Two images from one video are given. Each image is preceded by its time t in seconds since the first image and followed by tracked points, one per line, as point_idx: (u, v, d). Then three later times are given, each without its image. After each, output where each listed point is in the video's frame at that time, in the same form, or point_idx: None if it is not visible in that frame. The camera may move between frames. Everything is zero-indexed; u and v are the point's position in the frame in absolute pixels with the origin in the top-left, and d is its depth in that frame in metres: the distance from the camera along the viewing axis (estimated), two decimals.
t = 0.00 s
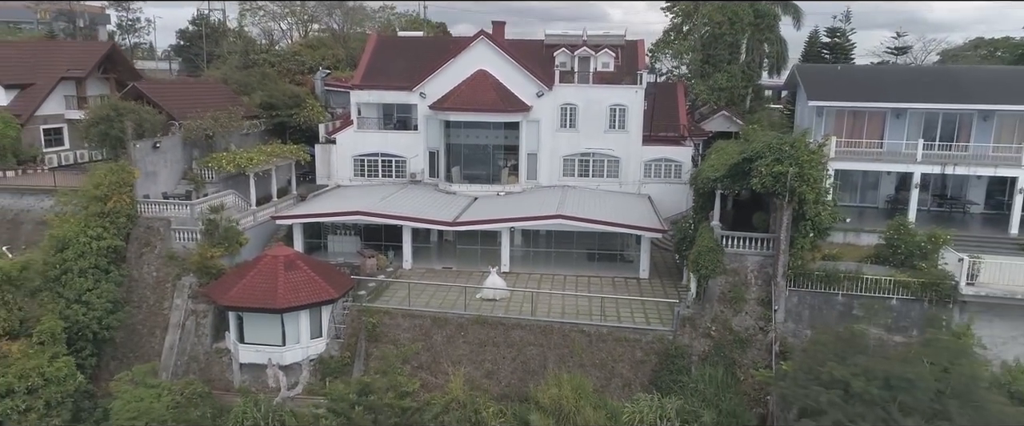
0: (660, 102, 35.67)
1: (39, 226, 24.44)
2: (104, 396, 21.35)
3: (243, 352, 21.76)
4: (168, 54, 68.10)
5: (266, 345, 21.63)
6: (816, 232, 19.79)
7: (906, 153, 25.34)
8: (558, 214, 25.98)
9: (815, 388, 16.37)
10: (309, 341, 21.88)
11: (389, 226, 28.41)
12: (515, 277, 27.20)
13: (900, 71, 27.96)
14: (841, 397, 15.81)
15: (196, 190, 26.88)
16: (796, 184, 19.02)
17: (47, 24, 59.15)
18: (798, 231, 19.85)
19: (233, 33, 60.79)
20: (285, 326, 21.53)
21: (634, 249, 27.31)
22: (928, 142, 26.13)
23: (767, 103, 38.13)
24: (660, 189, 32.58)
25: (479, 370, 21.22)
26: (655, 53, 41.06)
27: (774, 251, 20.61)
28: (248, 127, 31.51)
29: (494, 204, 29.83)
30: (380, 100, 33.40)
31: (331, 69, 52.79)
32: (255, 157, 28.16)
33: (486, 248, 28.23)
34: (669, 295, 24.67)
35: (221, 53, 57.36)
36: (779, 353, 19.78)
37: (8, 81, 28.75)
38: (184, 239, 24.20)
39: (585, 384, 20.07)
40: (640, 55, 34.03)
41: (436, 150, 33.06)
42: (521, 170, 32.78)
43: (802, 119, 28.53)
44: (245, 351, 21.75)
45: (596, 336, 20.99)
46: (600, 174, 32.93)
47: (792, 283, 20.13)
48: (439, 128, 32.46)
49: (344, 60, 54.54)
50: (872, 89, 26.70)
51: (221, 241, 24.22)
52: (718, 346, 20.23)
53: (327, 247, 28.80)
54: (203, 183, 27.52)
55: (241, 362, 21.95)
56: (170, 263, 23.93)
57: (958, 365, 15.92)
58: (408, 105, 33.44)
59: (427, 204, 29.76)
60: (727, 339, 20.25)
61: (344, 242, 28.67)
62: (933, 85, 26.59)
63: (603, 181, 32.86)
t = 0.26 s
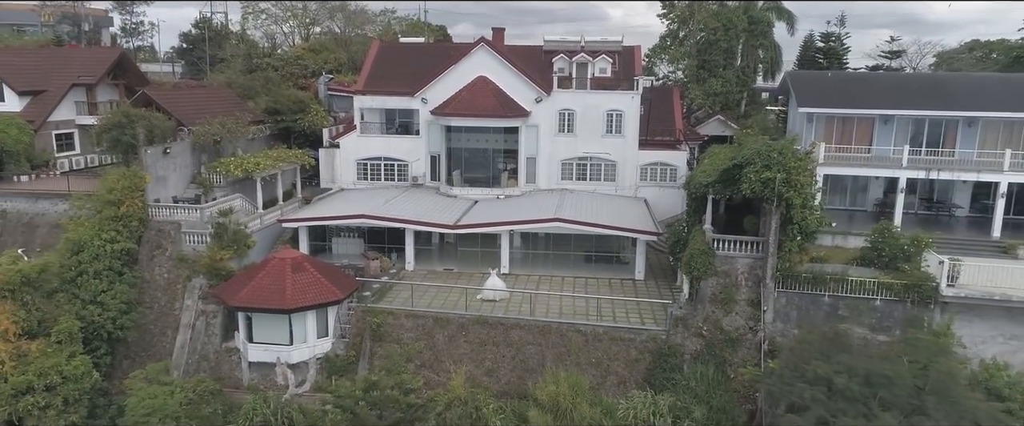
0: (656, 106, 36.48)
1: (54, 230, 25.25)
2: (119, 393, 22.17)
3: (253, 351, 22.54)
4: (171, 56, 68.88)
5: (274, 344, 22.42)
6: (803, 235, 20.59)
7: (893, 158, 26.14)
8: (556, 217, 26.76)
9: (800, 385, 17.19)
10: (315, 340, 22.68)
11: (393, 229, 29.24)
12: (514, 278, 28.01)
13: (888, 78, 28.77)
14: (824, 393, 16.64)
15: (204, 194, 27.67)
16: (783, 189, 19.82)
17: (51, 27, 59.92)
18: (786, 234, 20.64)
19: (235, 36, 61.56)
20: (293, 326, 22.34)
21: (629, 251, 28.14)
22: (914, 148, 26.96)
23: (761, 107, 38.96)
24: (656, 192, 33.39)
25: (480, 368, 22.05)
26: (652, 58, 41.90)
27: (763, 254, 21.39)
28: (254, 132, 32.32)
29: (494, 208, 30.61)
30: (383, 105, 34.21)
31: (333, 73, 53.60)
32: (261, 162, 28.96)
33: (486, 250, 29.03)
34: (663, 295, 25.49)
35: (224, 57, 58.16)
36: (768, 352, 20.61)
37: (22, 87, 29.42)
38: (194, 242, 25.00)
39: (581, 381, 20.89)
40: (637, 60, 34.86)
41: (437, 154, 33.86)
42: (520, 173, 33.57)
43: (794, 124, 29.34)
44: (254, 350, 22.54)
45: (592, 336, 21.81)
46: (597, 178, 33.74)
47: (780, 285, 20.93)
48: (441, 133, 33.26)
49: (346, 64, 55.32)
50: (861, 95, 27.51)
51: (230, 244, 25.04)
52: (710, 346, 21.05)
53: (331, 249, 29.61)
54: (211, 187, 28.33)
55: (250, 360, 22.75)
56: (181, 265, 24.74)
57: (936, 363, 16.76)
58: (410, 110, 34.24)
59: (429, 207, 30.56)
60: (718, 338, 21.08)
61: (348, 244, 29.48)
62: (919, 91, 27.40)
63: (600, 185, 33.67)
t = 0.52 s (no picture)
0: (652, 111, 37.32)
1: (67, 233, 26.07)
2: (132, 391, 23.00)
3: (261, 350, 23.32)
4: (175, 59, 69.76)
5: (281, 344, 23.22)
6: (791, 239, 21.39)
7: (881, 163, 26.96)
8: (554, 221, 27.55)
9: (786, 382, 18.01)
10: (321, 340, 23.49)
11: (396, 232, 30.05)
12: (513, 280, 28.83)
13: (876, 85, 29.61)
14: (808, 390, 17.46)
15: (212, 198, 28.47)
16: (771, 195, 20.64)
17: (55, 31, 60.80)
18: (775, 238, 21.45)
19: (237, 40, 62.36)
20: (300, 326, 23.15)
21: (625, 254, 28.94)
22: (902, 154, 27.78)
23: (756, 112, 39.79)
24: (652, 195, 34.22)
25: (480, 367, 22.87)
26: (649, 64, 42.74)
27: (753, 257, 22.20)
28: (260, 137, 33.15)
29: (494, 211, 31.42)
30: (386, 111, 35.03)
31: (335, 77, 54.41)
32: (268, 166, 29.78)
33: (486, 252, 29.81)
34: (658, 297, 26.33)
35: (228, 60, 59.00)
36: (757, 351, 21.43)
37: (35, 93, 30.24)
38: (203, 244, 25.80)
39: (577, 379, 21.72)
40: (634, 66, 35.70)
41: (438, 158, 34.68)
42: (520, 177, 34.38)
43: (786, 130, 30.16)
44: (262, 349, 23.34)
45: (588, 336, 22.63)
46: (594, 182, 34.56)
47: (769, 287, 21.75)
48: (442, 138, 34.07)
49: (348, 68, 56.14)
50: (850, 102, 28.33)
51: (238, 247, 25.85)
52: (701, 345, 21.89)
53: (335, 251, 30.44)
54: (219, 191, 29.16)
55: (258, 360, 23.56)
56: (191, 267, 25.54)
57: (915, 362, 17.56)
58: (412, 115, 35.06)
59: (431, 211, 31.35)
60: (709, 338, 21.91)
61: (352, 246, 30.31)
62: (906, 98, 28.24)
63: (597, 189, 34.50)
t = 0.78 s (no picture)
0: (648, 116, 38.17)
1: (80, 236, 26.87)
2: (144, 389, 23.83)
3: (268, 350, 24.14)
4: (178, 62, 70.57)
5: (288, 343, 24.04)
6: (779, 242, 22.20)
7: (869, 168, 27.79)
8: (551, 225, 28.31)
9: (773, 380, 18.83)
10: (327, 339, 24.31)
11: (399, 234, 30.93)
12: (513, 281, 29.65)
13: (865, 92, 30.43)
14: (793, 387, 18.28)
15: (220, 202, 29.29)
16: (760, 200, 21.46)
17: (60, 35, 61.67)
18: (764, 241, 22.27)
19: (240, 43, 63.19)
20: (306, 326, 23.97)
21: (621, 255, 29.87)
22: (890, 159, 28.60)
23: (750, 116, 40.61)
24: (648, 198, 35.05)
25: (481, 366, 23.70)
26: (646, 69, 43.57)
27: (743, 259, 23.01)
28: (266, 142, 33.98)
29: (493, 214, 32.24)
30: (388, 116, 35.86)
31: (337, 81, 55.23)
32: (273, 171, 30.60)
33: (486, 254, 30.63)
34: (652, 298, 27.16)
35: (231, 64, 59.82)
36: (747, 350, 22.26)
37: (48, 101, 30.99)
38: (212, 247, 26.61)
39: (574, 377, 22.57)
40: (630, 72, 36.55)
41: (439, 162, 35.50)
42: (519, 181, 35.20)
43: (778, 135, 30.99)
44: (269, 349, 24.15)
45: (585, 335, 23.46)
46: (592, 185, 35.40)
47: (759, 288, 22.58)
48: (443, 143, 34.90)
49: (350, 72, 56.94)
50: (839, 108, 29.15)
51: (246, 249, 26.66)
52: (693, 344, 22.71)
53: (339, 253, 31.27)
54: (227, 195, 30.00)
55: (265, 359, 24.38)
56: (200, 269, 26.33)
57: (896, 360, 18.38)
58: (414, 120, 35.90)
59: (432, 214, 32.18)
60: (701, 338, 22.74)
61: (355, 248, 31.14)
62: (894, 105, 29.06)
63: (594, 192, 35.33)
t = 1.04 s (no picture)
0: (644, 122, 39.21)
1: (95, 239, 27.88)
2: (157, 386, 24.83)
3: (277, 349, 25.14)
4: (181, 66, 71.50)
5: (296, 343, 25.04)
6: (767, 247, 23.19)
7: (856, 173, 28.79)
8: (549, 228, 29.33)
9: (758, 377, 19.83)
10: (333, 339, 25.32)
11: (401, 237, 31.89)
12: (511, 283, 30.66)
13: (853, 99, 31.41)
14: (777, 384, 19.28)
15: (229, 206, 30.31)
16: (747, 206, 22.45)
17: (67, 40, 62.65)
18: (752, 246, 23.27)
19: (245, 48, 64.17)
20: (313, 326, 24.98)
21: (618, 258, 30.81)
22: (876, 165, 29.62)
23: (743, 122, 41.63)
24: (643, 202, 36.06)
25: (481, 364, 24.71)
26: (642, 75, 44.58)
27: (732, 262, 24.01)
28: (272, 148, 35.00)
29: (493, 218, 33.24)
30: (391, 121, 36.86)
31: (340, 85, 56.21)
32: (280, 176, 31.61)
33: (486, 256, 31.63)
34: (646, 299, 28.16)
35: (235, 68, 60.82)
36: (735, 349, 23.26)
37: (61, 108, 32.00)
38: (222, 250, 27.60)
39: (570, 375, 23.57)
40: (627, 79, 37.54)
41: (441, 167, 36.50)
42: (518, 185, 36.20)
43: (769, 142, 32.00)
44: (278, 348, 25.16)
45: (581, 335, 24.46)
46: (589, 189, 36.42)
47: (747, 290, 23.58)
48: (444, 148, 35.91)
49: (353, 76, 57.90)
50: (828, 116, 30.13)
51: (255, 252, 27.67)
52: (684, 344, 23.72)
53: (344, 255, 32.29)
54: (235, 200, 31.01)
55: (274, 357, 25.39)
56: (210, 271, 27.30)
57: (875, 359, 19.38)
58: (416, 126, 36.91)
59: (433, 217, 33.17)
60: (692, 337, 23.74)
61: (359, 251, 32.16)
62: (881, 113, 30.05)
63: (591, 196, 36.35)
